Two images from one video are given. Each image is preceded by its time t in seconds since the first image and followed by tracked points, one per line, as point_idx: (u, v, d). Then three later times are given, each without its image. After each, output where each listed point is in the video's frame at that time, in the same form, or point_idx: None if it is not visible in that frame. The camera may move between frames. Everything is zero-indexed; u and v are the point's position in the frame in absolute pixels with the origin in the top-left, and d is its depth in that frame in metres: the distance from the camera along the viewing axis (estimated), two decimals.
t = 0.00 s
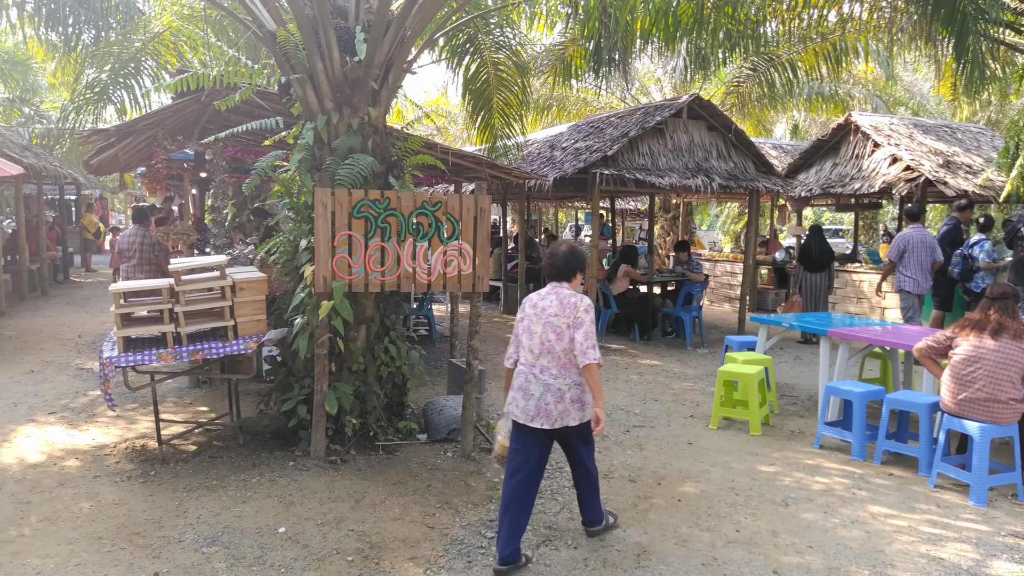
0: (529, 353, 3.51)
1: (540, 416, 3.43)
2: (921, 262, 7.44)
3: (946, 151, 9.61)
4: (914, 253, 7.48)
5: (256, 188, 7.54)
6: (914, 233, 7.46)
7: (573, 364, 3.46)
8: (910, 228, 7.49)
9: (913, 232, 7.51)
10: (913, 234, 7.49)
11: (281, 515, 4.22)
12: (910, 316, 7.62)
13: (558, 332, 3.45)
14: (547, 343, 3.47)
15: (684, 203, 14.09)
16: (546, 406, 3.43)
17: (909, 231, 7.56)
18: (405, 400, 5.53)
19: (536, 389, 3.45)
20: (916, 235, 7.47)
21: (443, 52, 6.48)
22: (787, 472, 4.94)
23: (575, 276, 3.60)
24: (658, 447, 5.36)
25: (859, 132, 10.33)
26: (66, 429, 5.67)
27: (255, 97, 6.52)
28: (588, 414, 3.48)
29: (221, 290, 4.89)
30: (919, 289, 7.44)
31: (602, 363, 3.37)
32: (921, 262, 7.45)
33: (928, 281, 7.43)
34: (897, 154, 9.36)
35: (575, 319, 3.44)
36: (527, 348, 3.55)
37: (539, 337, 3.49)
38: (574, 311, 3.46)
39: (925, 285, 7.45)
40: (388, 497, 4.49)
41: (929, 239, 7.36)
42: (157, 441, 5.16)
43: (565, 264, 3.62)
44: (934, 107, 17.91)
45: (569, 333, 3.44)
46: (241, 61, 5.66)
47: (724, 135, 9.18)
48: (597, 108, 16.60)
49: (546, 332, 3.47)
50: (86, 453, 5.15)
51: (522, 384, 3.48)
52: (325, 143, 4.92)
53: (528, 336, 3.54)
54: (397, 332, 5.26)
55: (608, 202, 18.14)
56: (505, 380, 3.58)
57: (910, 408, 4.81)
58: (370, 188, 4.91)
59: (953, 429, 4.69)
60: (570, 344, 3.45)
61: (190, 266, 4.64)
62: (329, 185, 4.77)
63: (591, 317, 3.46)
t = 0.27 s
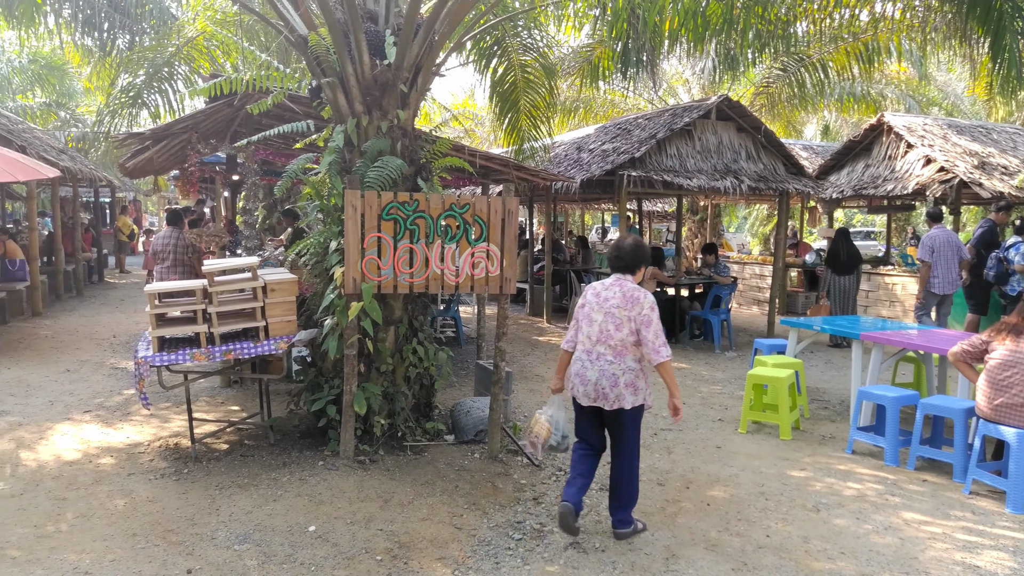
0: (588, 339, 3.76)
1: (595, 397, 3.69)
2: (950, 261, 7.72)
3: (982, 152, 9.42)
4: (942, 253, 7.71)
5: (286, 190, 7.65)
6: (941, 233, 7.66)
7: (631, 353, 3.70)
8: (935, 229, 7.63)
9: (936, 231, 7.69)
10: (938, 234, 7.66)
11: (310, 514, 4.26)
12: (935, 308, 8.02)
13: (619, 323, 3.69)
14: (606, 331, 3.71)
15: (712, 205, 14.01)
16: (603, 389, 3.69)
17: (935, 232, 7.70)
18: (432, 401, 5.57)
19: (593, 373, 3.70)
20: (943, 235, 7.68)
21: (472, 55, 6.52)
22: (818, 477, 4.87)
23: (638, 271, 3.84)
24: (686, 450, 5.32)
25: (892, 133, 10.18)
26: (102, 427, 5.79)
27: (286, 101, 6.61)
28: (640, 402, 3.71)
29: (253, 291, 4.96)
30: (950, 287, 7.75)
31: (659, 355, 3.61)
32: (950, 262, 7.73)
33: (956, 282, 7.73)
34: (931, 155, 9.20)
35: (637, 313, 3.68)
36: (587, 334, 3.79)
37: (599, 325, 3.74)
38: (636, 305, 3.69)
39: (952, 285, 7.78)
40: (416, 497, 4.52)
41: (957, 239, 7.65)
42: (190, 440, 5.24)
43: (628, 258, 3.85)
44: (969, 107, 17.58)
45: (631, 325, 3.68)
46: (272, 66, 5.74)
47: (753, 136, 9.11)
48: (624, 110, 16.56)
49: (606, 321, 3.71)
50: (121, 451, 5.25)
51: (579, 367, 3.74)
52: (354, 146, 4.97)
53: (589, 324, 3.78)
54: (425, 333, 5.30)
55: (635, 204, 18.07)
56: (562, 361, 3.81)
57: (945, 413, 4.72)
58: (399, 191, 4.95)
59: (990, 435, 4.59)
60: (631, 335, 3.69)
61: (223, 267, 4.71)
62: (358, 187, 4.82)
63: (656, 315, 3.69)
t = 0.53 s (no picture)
0: (633, 333, 3.86)
1: (637, 389, 3.80)
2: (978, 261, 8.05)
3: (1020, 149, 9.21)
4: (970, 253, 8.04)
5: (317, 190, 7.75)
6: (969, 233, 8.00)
7: (675, 348, 3.81)
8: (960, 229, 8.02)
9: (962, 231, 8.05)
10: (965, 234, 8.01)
11: (341, 510, 4.31)
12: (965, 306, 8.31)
13: (664, 318, 3.79)
14: (651, 326, 3.82)
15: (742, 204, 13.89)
16: (645, 381, 3.81)
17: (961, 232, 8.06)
18: (461, 399, 5.60)
19: (636, 365, 3.83)
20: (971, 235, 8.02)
21: (501, 55, 6.54)
22: (851, 479, 4.81)
23: (682, 267, 3.94)
24: (716, 451, 5.29)
25: (927, 130, 10.00)
26: (137, 422, 5.91)
27: (318, 102, 6.70)
28: (682, 396, 3.81)
29: (286, 289, 5.03)
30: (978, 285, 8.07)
31: (708, 349, 3.76)
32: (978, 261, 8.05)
33: (984, 280, 8.05)
34: (967, 153, 9.01)
35: (683, 309, 3.79)
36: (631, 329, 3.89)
37: (644, 319, 3.84)
38: (681, 302, 3.81)
39: (982, 283, 8.10)
40: (445, 495, 4.55)
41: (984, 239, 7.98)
42: (224, 435, 5.34)
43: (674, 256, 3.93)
44: (1007, 104, 17.19)
45: (677, 320, 3.80)
46: (305, 67, 5.82)
47: (785, 134, 9.02)
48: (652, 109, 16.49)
49: (651, 316, 3.82)
50: (157, 446, 5.36)
51: (624, 359, 3.87)
52: (385, 146, 5.01)
53: (633, 319, 3.88)
54: (454, 331, 5.33)
55: (664, 203, 17.97)
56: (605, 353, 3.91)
57: (982, 415, 4.62)
58: (429, 190, 4.98)
59: None
60: (676, 330, 3.81)
61: (255, 266, 4.78)
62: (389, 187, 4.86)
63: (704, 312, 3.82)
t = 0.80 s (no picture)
0: (672, 335, 3.96)
1: (682, 388, 3.92)
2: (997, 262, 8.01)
3: None
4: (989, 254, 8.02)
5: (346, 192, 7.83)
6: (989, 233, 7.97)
7: (713, 345, 3.94)
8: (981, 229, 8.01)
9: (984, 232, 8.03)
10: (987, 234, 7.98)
11: (370, 508, 4.35)
12: (986, 307, 8.34)
13: (702, 317, 3.91)
14: (689, 325, 3.93)
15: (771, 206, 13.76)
16: (689, 379, 3.92)
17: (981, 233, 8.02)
18: (488, 400, 5.61)
19: (679, 365, 3.93)
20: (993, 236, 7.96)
21: (528, 56, 6.55)
22: (884, 484, 4.73)
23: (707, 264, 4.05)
24: (745, 454, 5.24)
25: (962, 130, 9.82)
26: (171, 420, 6.02)
27: (347, 104, 6.76)
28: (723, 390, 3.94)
29: (315, 289, 5.09)
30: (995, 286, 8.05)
31: (740, 340, 3.94)
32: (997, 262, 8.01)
33: (1003, 281, 8.03)
34: (1003, 153, 8.82)
35: (716, 305, 3.93)
36: (669, 331, 3.98)
37: (682, 320, 3.95)
38: (714, 298, 3.94)
39: (1000, 284, 8.07)
40: (472, 495, 4.56)
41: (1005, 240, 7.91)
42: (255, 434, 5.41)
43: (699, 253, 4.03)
44: None
45: (712, 317, 3.93)
46: (335, 70, 5.88)
47: (816, 134, 8.93)
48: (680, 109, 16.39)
49: (689, 316, 3.93)
50: (190, 444, 5.46)
51: (666, 361, 3.96)
52: (414, 147, 5.04)
53: (670, 321, 3.97)
54: (482, 332, 5.34)
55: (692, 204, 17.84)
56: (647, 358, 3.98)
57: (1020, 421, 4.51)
58: (457, 191, 5.00)
59: None
60: (712, 327, 3.94)
61: (286, 267, 4.84)
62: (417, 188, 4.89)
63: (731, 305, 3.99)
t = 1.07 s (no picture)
0: (707, 328, 4.18)
1: (721, 378, 4.12)
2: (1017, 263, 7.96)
3: None
4: (1009, 255, 8.01)
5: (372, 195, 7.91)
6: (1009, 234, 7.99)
7: (744, 334, 4.15)
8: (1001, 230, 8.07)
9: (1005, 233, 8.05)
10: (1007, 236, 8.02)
11: (396, 509, 4.38)
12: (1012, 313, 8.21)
13: (733, 309, 4.12)
14: (723, 318, 4.15)
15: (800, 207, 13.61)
16: (726, 369, 4.12)
17: (1002, 234, 8.07)
18: (513, 402, 5.63)
19: (716, 357, 4.14)
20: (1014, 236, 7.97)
21: (554, 59, 6.56)
22: (914, 490, 4.65)
23: (732, 257, 4.28)
24: (772, 459, 5.19)
25: (995, 131, 9.64)
26: (201, 419, 6.12)
27: (374, 107, 6.83)
28: (758, 376, 4.18)
29: (343, 291, 5.14)
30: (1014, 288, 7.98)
31: (764, 327, 4.12)
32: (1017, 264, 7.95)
33: None
34: None
35: (745, 296, 4.13)
36: (702, 324, 4.21)
37: (715, 312, 4.16)
38: (743, 290, 4.15)
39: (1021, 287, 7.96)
40: (497, 497, 4.57)
41: None
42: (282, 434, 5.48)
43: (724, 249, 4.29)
44: None
45: (741, 307, 4.13)
46: (363, 74, 5.93)
47: (846, 135, 8.83)
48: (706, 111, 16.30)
49: (721, 308, 4.14)
50: (219, 443, 5.54)
51: (702, 354, 4.17)
52: (440, 150, 5.08)
53: (703, 315, 4.20)
54: (507, 334, 5.36)
55: (718, 206, 17.71)
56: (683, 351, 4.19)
57: None
58: (483, 194, 5.02)
59: None
60: (743, 317, 4.15)
61: (314, 269, 4.90)
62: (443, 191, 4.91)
63: (755, 293, 4.18)
